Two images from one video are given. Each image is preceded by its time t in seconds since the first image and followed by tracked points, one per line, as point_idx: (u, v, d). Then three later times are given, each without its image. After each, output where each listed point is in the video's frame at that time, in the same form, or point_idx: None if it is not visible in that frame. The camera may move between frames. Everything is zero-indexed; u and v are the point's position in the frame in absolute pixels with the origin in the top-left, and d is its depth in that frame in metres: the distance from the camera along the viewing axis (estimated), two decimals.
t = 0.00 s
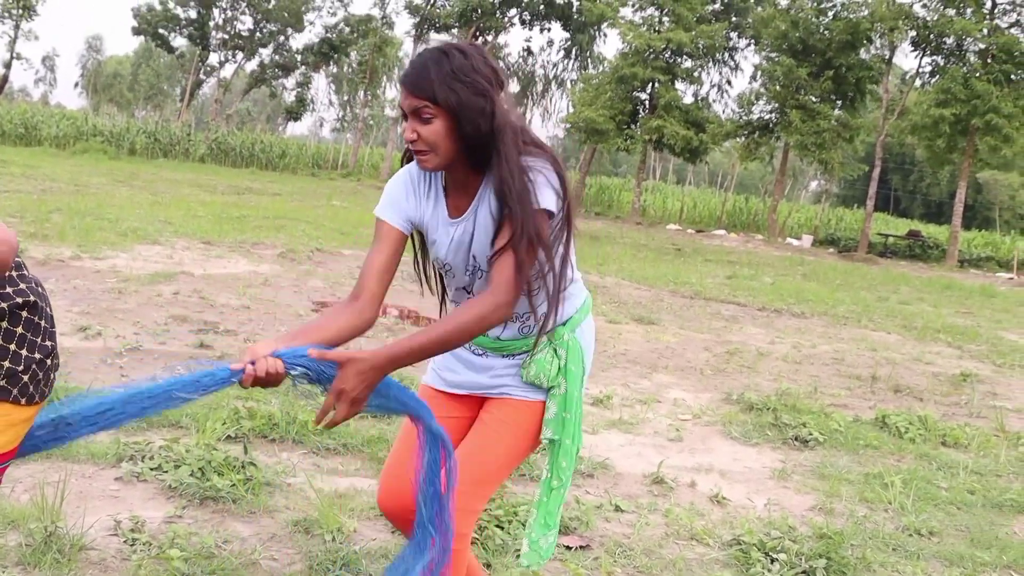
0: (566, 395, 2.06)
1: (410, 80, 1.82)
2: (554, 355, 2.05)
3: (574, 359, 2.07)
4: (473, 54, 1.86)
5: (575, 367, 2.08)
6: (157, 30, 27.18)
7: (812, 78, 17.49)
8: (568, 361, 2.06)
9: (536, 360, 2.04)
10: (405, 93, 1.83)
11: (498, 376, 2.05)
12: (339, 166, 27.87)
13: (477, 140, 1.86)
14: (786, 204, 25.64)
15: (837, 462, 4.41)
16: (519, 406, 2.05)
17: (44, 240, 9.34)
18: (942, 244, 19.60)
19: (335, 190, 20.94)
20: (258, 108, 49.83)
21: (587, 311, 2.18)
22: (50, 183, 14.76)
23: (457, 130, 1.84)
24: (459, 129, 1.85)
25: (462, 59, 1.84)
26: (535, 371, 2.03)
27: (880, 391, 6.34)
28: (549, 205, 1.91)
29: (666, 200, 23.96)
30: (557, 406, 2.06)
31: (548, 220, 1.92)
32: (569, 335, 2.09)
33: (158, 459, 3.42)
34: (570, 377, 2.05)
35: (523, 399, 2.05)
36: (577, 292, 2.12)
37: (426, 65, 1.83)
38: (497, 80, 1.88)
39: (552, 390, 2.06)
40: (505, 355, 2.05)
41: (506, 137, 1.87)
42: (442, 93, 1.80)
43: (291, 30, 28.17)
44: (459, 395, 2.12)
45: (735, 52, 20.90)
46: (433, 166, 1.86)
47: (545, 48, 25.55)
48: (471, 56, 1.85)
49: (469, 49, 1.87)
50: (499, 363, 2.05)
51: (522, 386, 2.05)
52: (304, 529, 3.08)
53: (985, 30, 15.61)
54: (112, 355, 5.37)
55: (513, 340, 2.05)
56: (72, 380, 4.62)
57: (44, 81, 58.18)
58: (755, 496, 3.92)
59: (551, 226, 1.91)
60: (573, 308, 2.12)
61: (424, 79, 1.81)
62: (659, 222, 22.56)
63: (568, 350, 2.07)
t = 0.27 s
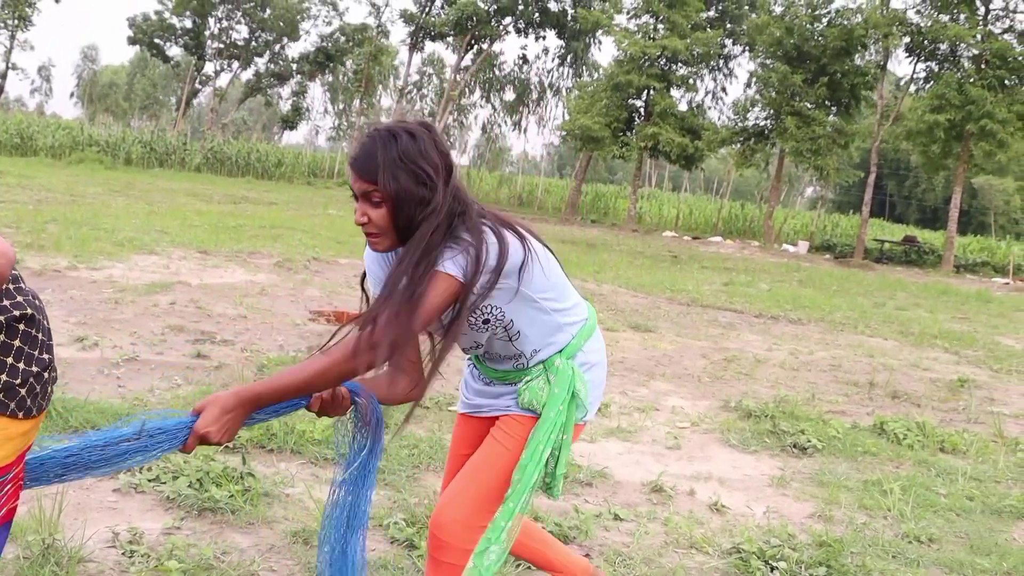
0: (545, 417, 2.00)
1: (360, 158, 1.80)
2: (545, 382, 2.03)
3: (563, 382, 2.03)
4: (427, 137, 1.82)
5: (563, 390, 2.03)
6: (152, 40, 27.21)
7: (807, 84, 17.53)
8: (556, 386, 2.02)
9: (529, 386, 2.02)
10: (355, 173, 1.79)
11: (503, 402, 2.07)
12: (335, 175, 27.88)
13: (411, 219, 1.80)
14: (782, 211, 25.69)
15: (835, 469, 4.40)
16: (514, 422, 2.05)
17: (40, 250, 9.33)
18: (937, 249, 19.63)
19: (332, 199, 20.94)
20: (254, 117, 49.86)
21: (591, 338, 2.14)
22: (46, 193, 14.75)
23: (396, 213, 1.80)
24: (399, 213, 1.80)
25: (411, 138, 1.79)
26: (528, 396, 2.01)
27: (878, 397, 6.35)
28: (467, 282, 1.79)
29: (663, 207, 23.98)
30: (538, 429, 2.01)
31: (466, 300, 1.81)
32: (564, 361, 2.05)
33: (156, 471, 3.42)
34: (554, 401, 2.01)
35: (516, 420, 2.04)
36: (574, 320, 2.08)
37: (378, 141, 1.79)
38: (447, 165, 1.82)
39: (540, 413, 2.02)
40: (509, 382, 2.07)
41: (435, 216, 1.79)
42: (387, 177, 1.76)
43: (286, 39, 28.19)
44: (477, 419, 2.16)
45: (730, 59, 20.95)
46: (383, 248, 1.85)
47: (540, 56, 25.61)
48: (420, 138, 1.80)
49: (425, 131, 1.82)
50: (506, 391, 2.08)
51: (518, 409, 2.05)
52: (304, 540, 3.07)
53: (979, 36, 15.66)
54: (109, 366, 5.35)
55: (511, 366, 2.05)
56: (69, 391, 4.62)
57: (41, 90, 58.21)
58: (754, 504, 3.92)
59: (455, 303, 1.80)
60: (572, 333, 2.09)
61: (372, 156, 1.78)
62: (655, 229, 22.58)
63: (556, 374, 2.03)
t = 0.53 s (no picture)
0: (551, 420, 1.99)
1: (394, 158, 1.87)
2: (556, 385, 2.03)
3: (573, 386, 2.01)
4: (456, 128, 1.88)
5: (573, 395, 2.02)
6: (148, 51, 27.22)
7: (802, 92, 17.56)
8: (565, 390, 2.01)
9: (540, 390, 2.03)
10: (393, 171, 1.87)
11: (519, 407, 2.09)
12: (331, 185, 27.88)
13: (454, 211, 1.87)
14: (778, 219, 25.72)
15: (833, 477, 4.40)
16: (528, 430, 2.06)
17: (36, 261, 9.33)
18: (934, 256, 19.64)
19: (327, 209, 20.92)
20: (250, 128, 49.86)
21: (614, 351, 2.13)
22: (42, 204, 14.74)
23: (438, 205, 1.87)
24: (437, 205, 1.88)
25: (441, 133, 1.85)
26: (539, 400, 2.02)
27: (876, 404, 6.35)
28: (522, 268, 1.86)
29: (659, 216, 23.98)
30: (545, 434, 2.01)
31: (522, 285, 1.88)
32: (578, 368, 2.04)
33: (154, 481, 3.41)
34: (562, 405, 2.00)
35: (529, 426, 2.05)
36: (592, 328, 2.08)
37: (409, 140, 1.86)
38: (480, 154, 1.89)
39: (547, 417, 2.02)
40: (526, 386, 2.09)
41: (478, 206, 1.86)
42: (425, 172, 1.83)
43: (281, 49, 28.21)
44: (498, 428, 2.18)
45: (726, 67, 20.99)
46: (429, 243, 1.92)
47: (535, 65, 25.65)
48: (451, 130, 1.86)
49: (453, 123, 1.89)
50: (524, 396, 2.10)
51: (533, 414, 2.07)
52: (303, 551, 3.07)
53: (973, 43, 15.70)
54: (106, 377, 5.35)
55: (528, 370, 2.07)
56: (66, 403, 4.61)
57: (37, 102, 58.24)
58: (753, 511, 3.92)
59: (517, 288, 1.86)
60: (591, 341, 2.08)
61: (404, 154, 1.85)
62: (651, 238, 22.58)
63: (566, 379, 2.02)
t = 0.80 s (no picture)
0: (561, 398, 2.00)
1: (445, 127, 1.87)
2: (563, 362, 2.03)
3: (579, 364, 2.02)
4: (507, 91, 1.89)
5: (581, 373, 2.02)
6: (142, 49, 27.17)
7: (797, 88, 17.55)
8: (572, 367, 2.01)
9: (546, 368, 2.03)
10: (445, 140, 1.87)
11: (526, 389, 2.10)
12: (326, 183, 27.86)
13: (510, 177, 1.88)
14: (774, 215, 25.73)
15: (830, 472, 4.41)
16: (532, 413, 2.05)
17: (32, 260, 9.31)
18: (929, 252, 19.66)
19: (323, 206, 20.90)
20: (245, 126, 49.77)
21: (621, 325, 2.13)
22: (37, 204, 14.71)
23: (495, 172, 1.88)
24: (494, 168, 1.88)
25: (494, 98, 1.86)
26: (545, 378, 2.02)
27: (873, 400, 6.35)
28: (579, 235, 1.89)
29: (655, 213, 23.96)
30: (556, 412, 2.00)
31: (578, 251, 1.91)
32: (586, 345, 2.05)
33: (150, 481, 3.40)
34: (572, 383, 2.00)
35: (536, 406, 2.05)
36: (600, 304, 2.08)
37: (458, 109, 1.86)
38: (531, 116, 1.89)
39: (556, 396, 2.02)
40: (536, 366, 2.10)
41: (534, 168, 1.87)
42: (482, 141, 1.83)
43: (276, 47, 28.16)
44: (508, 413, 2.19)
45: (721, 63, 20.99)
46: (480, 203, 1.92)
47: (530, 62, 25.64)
48: (502, 95, 1.87)
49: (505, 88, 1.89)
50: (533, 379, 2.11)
51: (538, 395, 2.06)
52: (299, 549, 3.07)
53: (969, 39, 15.70)
54: (102, 376, 5.34)
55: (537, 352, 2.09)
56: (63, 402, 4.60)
57: (32, 101, 58.12)
58: (750, 507, 3.92)
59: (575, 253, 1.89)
60: (597, 319, 2.08)
61: (457, 124, 1.85)
62: (647, 234, 22.58)
63: (573, 357, 2.02)
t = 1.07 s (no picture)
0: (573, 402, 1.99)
1: (424, 154, 1.85)
2: (568, 366, 2.02)
3: (588, 368, 2.02)
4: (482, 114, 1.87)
5: (590, 377, 2.03)
6: (141, 49, 27.16)
7: (796, 85, 17.54)
8: (580, 372, 2.02)
9: (551, 371, 2.02)
10: (424, 166, 1.85)
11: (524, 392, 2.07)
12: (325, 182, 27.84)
13: (495, 200, 1.89)
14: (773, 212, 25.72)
15: (832, 470, 4.40)
16: (531, 417, 2.04)
17: (31, 261, 9.29)
18: (930, 248, 19.66)
19: (322, 206, 20.90)
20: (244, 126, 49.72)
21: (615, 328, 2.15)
22: (36, 204, 14.69)
23: (480, 197, 1.88)
24: (479, 191, 1.87)
25: (469, 122, 1.85)
26: (549, 383, 2.00)
27: (873, 397, 6.34)
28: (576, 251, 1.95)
29: (654, 211, 23.93)
30: (571, 418, 2.01)
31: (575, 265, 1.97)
32: (588, 350, 2.05)
33: (149, 481, 3.39)
34: (585, 387, 2.01)
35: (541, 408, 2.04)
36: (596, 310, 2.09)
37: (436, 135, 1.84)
38: (509, 135, 1.89)
39: (566, 402, 2.02)
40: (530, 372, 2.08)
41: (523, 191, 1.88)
42: (460, 164, 1.82)
43: (274, 46, 28.14)
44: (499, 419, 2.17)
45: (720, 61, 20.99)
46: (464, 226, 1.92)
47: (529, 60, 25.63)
48: (480, 118, 1.86)
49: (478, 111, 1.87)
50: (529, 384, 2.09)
51: (538, 399, 2.04)
52: (299, 549, 3.06)
53: (968, 35, 15.69)
54: (101, 377, 5.32)
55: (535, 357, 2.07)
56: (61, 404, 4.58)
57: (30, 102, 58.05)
58: (751, 505, 3.91)
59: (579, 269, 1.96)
60: (596, 323, 2.09)
61: (436, 152, 1.84)
62: (647, 232, 22.57)
63: (581, 361, 2.02)
